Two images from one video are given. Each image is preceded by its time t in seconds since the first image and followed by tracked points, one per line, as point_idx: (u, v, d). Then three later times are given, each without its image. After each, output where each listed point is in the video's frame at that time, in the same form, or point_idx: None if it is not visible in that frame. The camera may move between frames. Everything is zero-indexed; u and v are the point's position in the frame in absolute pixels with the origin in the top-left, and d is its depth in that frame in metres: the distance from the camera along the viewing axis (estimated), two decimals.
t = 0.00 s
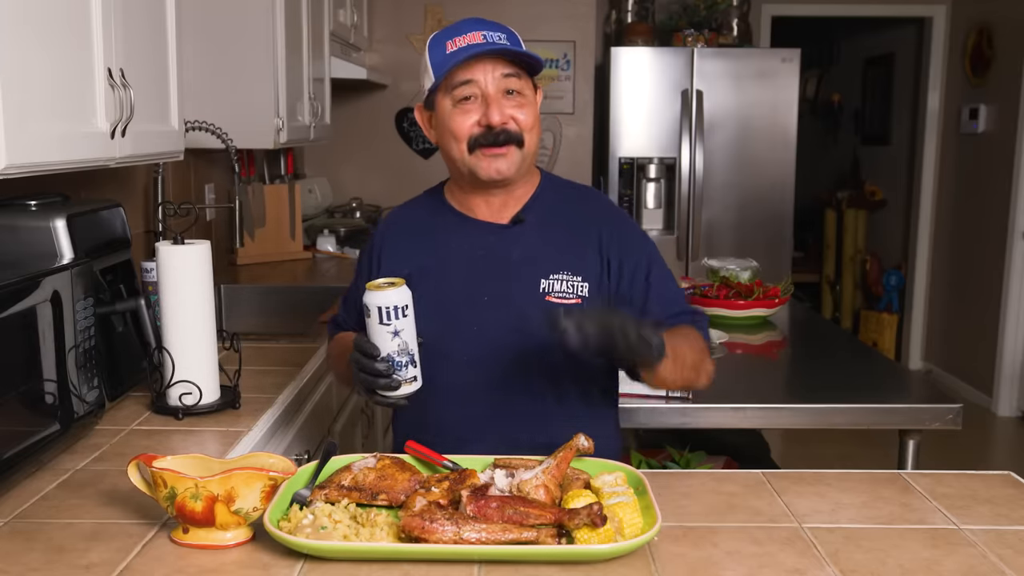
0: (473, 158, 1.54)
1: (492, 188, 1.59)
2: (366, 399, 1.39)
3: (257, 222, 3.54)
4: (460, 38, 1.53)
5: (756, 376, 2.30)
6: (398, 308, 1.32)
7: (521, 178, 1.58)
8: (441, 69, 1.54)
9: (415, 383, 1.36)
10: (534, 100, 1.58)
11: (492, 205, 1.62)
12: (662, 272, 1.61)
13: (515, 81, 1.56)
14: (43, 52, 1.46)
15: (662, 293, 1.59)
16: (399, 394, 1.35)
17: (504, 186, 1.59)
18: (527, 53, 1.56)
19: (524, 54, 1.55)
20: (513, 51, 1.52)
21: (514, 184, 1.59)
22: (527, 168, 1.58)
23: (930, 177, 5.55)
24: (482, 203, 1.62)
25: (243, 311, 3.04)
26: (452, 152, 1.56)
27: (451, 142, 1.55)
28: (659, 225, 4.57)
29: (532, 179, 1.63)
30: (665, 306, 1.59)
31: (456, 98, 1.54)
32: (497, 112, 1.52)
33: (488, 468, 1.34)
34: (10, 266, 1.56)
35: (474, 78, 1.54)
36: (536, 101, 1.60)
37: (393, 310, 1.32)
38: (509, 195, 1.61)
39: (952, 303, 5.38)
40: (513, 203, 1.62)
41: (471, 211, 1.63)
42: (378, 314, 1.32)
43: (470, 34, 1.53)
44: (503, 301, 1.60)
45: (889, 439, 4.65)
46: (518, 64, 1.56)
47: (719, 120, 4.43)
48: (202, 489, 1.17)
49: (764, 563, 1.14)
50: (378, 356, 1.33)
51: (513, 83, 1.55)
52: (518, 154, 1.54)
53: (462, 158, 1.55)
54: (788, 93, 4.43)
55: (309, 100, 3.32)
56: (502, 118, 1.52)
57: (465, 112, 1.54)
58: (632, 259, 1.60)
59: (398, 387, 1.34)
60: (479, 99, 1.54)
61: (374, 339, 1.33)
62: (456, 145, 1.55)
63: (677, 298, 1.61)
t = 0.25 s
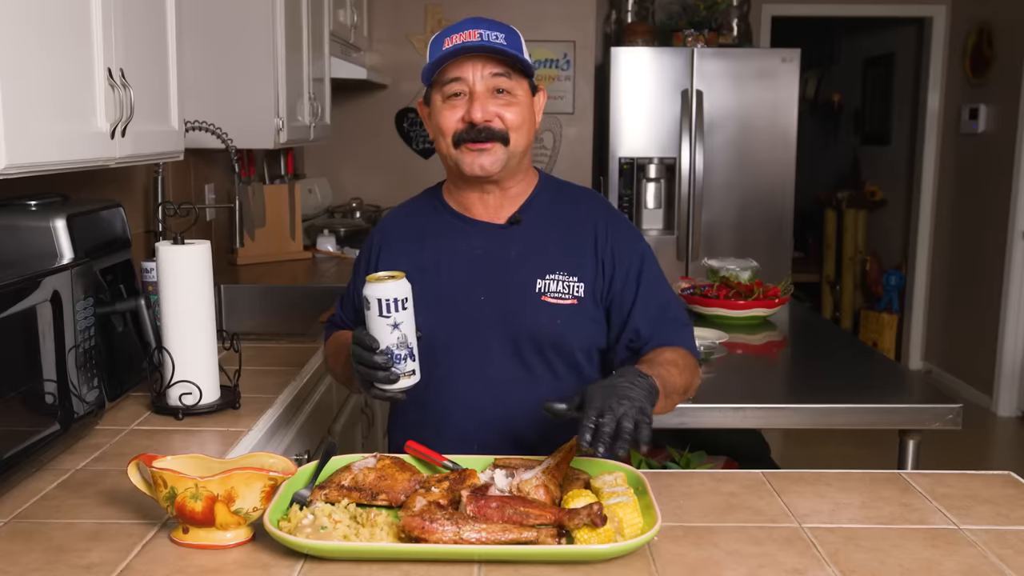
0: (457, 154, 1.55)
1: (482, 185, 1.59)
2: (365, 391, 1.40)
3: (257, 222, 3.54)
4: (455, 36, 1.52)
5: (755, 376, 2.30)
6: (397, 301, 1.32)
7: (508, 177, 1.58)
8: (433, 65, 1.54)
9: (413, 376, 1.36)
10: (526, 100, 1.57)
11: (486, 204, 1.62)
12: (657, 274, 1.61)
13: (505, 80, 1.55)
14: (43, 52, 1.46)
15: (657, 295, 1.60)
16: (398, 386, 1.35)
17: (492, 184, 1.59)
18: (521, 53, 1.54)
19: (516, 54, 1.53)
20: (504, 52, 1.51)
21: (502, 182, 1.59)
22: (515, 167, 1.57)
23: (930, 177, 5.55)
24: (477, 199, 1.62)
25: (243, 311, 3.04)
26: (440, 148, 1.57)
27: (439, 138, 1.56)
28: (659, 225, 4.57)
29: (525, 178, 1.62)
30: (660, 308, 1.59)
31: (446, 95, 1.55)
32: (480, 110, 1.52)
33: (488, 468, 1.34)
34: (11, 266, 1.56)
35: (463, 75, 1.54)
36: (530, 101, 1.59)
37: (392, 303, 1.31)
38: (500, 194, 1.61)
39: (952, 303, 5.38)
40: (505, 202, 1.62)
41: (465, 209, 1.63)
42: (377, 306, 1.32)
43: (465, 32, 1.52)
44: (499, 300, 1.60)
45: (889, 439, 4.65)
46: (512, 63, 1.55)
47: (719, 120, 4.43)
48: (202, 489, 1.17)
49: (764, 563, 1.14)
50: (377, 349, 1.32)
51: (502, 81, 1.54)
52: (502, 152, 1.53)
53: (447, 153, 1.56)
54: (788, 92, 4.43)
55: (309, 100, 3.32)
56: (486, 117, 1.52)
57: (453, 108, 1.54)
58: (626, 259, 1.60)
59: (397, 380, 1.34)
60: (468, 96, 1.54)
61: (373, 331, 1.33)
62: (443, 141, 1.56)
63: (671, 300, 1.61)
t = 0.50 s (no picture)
0: (456, 154, 1.54)
1: (482, 186, 1.59)
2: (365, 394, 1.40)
3: (257, 222, 3.54)
4: (456, 37, 1.52)
5: (755, 376, 2.30)
6: (397, 307, 1.31)
7: (509, 177, 1.58)
8: (433, 66, 1.54)
9: (414, 381, 1.36)
10: (526, 101, 1.56)
11: (487, 204, 1.62)
12: (658, 275, 1.62)
13: (505, 81, 1.54)
14: (43, 52, 1.46)
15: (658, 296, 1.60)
16: (399, 392, 1.36)
17: (492, 185, 1.58)
18: (521, 54, 1.54)
19: (516, 55, 1.53)
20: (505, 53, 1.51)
21: (503, 183, 1.59)
22: (515, 168, 1.57)
23: (930, 177, 5.55)
24: (478, 199, 1.62)
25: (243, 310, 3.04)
26: (439, 148, 1.57)
27: (438, 139, 1.56)
28: (659, 225, 4.57)
29: (526, 179, 1.62)
30: (660, 308, 1.60)
31: (445, 96, 1.55)
32: (479, 111, 1.52)
33: (488, 468, 1.34)
34: (11, 266, 1.56)
35: (463, 76, 1.54)
36: (530, 102, 1.58)
37: (392, 309, 1.31)
38: (501, 194, 1.61)
39: (952, 304, 5.38)
40: (506, 202, 1.61)
41: (467, 209, 1.63)
42: (377, 313, 1.31)
43: (466, 33, 1.52)
44: (500, 301, 1.60)
45: (889, 440, 4.66)
46: (512, 64, 1.54)
47: (719, 120, 4.43)
48: (202, 489, 1.16)
49: (764, 564, 1.14)
50: (378, 355, 1.32)
51: (502, 82, 1.54)
52: (503, 152, 1.53)
53: (447, 153, 1.56)
54: (788, 93, 4.43)
55: (309, 100, 3.32)
56: (484, 118, 1.52)
57: (452, 109, 1.54)
58: (627, 258, 1.60)
59: (398, 385, 1.34)
60: (467, 97, 1.54)
61: (373, 337, 1.33)
62: (442, 141, 1.56)
63: (672, 301, 1.61)
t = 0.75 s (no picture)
0: (461, 155, 1.55)
1: (486, 187, 1.59)
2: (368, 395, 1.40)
3: (257, 222, 3.54)
4: (462, 38, 1.52)
5: (755, 376, 2.30)
6: (400, 308, 1.31)
7: (515, 178, 1.58)
8: (439, 66, 1.54)
9: (416, 381, 1.36)
10: (532, 102, 1.56)
11: (493, 204, 1.62)
12: (661, 278, 1.61)
13: (511, 82, 1.55)
14: (43, 53, 1.46)
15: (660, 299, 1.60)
16: (402, 393, 1.36)
17: (497, 186, 1.58)
18: (527, 55, 1.54)
19: (523, 57, 1.53)
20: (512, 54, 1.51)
21: (508, 185, 1.59)
22: (521, 169, 1.57)
23: (930, 177, 5.55)
24: (482, 200, 1.62)
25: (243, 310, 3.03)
26: (445, 148, 1.57)
27: (444, 139, 1.57)
28: (659, 225, 4.57)
29: (530, 179, 1.62)
30: (663, 310, 1.60)
31: (451, 96, 1.55)
32: (484, 112, 1.52)
33: (488, 468, 1.34)
34: (11, 266, 1.56)
35: (469, 77, 1.54)
36: (536, 103, 1.59)
37: (395, 310, 1.31)
38: (506, 195, 1.60)
39: (952, 304, 5.38)
40: (511, 202, 1.61)
41: (471, 209, 1.63)
42: (380, 314, 1.31)
43: (473, 33, 1.52)
44: (503, 301, 1.60)
45: (889, 440, 4.66)
46: (518, 65, 1.55)
47: (719, 120, 4.43)
48: (202, 489, 1.16)
49: (764, 564, 1.14)
50: (380, 356, 1.33)
51: (508, 83, 1.54)
52: (509, 153, 1.53)
53: (452, 154, 1.56)
54: (788, 92, 4.42)
55: (309, 100, 3.32)
56: (489, 119, 1.52)
57: (458, 110, 1.54)
58: (630, 259, 1.60)
59: (400, 386, 1.34)
60: (473, 98, 1.54)
61: (376, 337, 1.33)
62: (447, 141, 1.56)
63: (674, 303, 1.61)
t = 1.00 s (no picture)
0: (460, 153, 1.55)
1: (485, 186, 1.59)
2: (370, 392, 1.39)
3: (257, 222, 3.54)
4: (481, 36, 1.52)
5: (755, 376, 2.30)
6: (405, 303, 1.32)
7: (514, 183, 1.57)
8: (451, 59, 1.54)
9: (420, 378, 1.35)
10: (537, 112, 1.54)
11: (493, 203, 1.61)
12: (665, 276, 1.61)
13: (517, 89, 1.53)
14: (43, 53, 1.46)
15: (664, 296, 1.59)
16: (404, 389, 1.34)
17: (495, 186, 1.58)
18: (538, 64, 1.52)
19: (532, 65, 1.51)
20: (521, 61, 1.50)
21: (508, 188, 1.59)
22: (519, 176, 1.57)
23: (930, 177, 5.55)
24: (483, 198, 1.62)
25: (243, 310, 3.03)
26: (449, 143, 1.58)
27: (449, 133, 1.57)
28: (659, 225, 4.57)
29: (534, 185, 1.61)
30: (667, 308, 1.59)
31: (459, 93, 1.55)
32: (484, 114, 1.51)
33: (488, 468, 1.34)
34: (11, 266, 1.56)
35: (477, 78, 1.53)
36: (545, 112, 1.56)
37: (400, 305, 1.31)
38: (505, 196, 1.60)
39: (952, 304, 5.38)
40: (510, 204, 1.61)
41: (474, 206, 1.63)
42: (385, 308, 1.32)
43: (491, 33, 1.52)
44: (508, 300, 1.60)
45: (889, 440, 4.66)
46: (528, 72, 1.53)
47: (719, 120, 4.43)
48: (202, 489, 1.16)
49: (764, 564, 1.14)
50: (384, 351, 1.32)
51: (514, 89, 1.53)
52: (504, 160, 1.53)
53: (453, 152, 1.56)
54: (788, 92, 4.42)
55: (309, 100, 3.32)
56: (488, 122, 1.51)
57: (462, 108, 1.54)
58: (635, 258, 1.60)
59: (404, 382, 1.33)
60: (478, 99, 1.54)
61: (380, 333, 1.33)
62: (451, 136, 1.57)
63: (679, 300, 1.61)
